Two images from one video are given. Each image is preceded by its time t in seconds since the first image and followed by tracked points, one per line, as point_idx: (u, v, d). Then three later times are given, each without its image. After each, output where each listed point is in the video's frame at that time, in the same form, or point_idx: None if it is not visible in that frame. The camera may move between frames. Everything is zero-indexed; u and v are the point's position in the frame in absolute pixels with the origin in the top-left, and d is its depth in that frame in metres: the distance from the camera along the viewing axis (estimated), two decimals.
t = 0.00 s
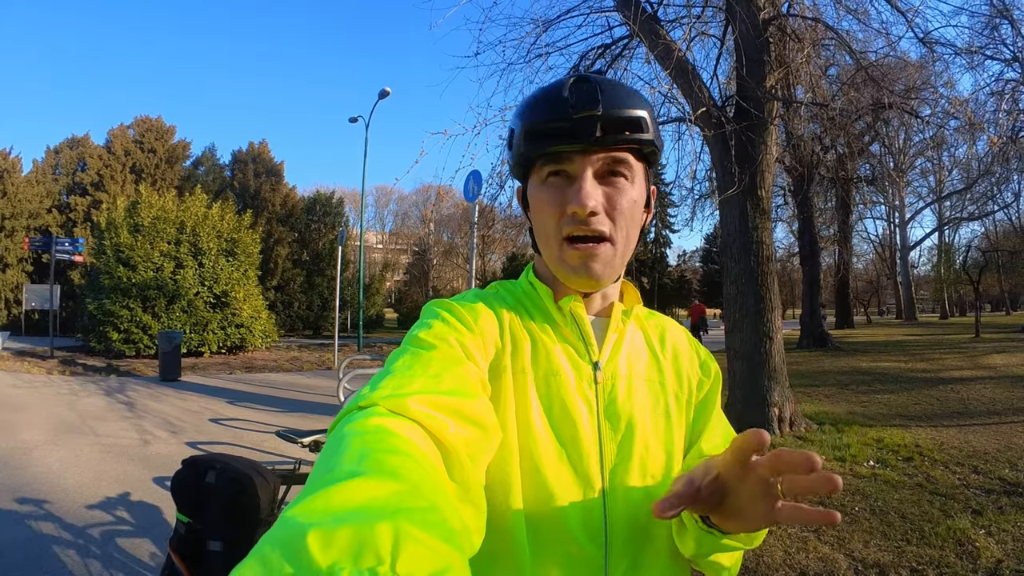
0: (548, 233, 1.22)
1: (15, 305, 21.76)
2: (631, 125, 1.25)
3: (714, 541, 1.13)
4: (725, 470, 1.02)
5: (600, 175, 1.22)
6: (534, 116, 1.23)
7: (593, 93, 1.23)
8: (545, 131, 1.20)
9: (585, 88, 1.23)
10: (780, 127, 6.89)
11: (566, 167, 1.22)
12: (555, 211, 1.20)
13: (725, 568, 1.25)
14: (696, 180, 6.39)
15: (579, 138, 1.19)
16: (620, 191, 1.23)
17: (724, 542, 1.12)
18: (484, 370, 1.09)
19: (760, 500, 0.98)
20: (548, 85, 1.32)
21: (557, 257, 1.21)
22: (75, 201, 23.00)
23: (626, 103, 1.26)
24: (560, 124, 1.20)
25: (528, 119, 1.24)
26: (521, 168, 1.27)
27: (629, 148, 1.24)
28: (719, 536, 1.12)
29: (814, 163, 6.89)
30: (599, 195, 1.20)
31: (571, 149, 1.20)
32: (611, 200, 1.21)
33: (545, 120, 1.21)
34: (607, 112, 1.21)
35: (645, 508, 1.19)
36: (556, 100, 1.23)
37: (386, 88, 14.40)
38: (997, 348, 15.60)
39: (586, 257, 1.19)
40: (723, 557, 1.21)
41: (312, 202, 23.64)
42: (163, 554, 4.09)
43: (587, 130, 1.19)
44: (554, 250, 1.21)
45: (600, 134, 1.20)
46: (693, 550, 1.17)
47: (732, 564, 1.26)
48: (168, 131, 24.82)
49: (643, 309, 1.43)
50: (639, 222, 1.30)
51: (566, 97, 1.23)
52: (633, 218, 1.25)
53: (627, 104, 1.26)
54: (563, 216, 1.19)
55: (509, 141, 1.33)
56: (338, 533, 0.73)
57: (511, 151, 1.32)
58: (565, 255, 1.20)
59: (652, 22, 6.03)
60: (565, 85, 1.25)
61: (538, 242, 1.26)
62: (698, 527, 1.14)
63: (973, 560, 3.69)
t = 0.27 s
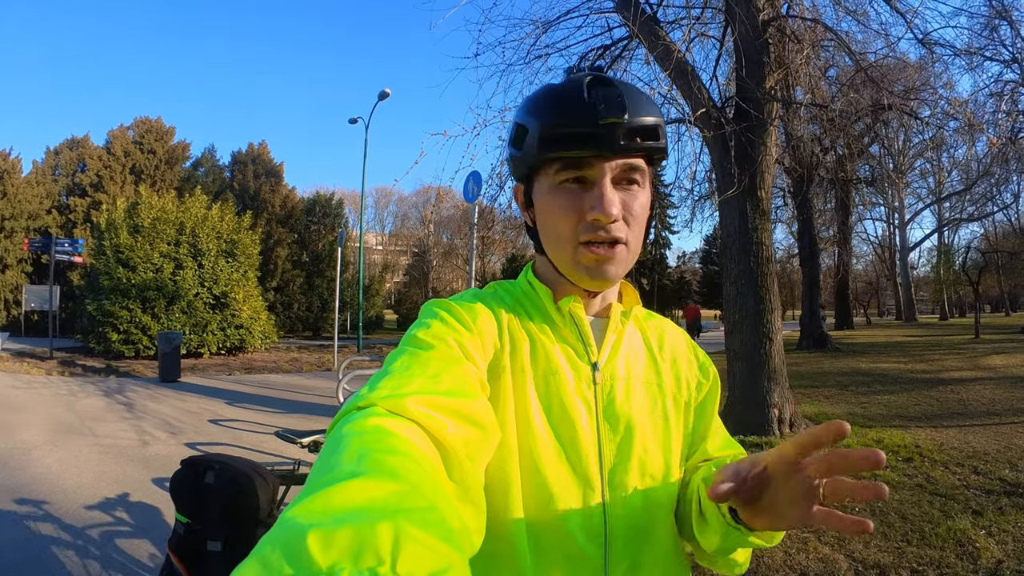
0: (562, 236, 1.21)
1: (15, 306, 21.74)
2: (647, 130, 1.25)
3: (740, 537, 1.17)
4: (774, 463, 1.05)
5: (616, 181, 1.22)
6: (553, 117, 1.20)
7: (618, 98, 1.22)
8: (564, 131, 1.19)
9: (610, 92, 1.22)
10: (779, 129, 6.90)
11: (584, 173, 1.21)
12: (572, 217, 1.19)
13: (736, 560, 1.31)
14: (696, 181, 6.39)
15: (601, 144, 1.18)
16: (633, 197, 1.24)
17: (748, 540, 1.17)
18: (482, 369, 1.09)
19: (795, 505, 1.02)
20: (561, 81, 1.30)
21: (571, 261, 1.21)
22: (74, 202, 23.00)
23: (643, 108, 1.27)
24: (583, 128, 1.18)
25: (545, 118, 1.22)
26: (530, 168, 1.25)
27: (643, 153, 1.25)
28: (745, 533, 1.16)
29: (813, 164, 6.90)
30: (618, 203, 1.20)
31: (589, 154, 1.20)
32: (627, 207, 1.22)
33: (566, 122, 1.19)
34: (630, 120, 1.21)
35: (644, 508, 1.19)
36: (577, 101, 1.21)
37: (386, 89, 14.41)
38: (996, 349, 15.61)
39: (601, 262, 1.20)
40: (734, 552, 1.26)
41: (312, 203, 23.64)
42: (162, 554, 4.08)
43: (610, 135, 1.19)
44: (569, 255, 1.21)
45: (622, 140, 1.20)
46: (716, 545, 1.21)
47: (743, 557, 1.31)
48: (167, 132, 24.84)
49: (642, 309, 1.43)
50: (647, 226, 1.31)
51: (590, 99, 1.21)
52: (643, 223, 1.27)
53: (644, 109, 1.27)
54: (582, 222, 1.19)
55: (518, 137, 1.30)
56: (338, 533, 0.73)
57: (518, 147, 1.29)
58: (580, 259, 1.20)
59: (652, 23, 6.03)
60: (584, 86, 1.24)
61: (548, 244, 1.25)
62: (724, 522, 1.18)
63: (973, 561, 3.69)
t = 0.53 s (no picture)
0: (548, 240, 1.21)
1: (16, 307, 21.78)
2: (629, 129, 1.25)
3: (758, 494, 1.26)
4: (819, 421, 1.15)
5: (600, 181, 1.23)
6: (531, 121, 1.21)
7: (594, 98, 1.22)
8: (543, 135, 1.19)
9: (586, 92, 1.21)
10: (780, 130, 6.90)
11: (566, 174, 1.21)
12: (557, 219, 1.19)
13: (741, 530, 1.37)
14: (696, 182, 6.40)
15: (580, 145, 1.18)
16: (618, 197, 1.24)
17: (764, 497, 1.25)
18: (474, 368, 1.09)
19: (829, 458, 1.12)
20: (542, 85, 1.30)
21: (557, 264, 1.21)
22: (76, 203, 23.05)
23: (624, 108, 1.26)
24: (562, 130, 1.19)
25: (525, 122, 1.23)
26: (515, 173, 1.26)
27: (625, 152, 1.24)
28: (764, 490, 1.25)
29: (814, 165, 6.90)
30: (602, 202, 1.20)
31: (570, 156, 1.20)
32: (612, 207, 1.22)
33: (544, 125, 1.20)
34: (608, 118, 1.21)
35: (636, 504, 1.20)
36: (555, 103, 1.22)
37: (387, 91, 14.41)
38: (997, 350, 15.57)
39: (587, 263, 1.19)
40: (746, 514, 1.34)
41: (313, 204, 23.66)
42: (163, 554, 4.09)
43: (589, 135, 1.19)
44: (554, 256, 1.21)
45: (602, 140, 1.20)
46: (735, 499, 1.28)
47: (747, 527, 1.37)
48: (169, 133, 24.89)
49: (635, 307, 1.43)
50: (636, 226, 1.31)
51: (568, 100, 1.21)
52: (632, 222, 1.27)
53: (626, 108, 1.26)
54: (565, 225, 1.19)
55: (502, 143, 1.31)
56: (328, 532, 0.73)
57: (503, 153, 1.31)
58: (565, 261, 1.20)
59: (652, 24, 6.03)
60: (562, 88, 1.24)
61: (536, 247, 1.25)
62: (748, 479, 1.26)
63: (973, 561, 3.69)
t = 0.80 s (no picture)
0: (539, 250, 1.22)
1: (20, 307, 21.84)
2: (619, 136, 1.24)
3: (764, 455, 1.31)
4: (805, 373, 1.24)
5: (591, 191, 1.23)
6: (520, 132, 1.21)
7: (584, 107, 1.19)
8: (532, 147, 1.19)
9: (574, 101, 1.20)
10: (782, 130, 6.91)
11: (556, 186, 1.21)
12: (548, 231, 1.20)
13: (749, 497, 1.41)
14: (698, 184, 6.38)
15: (570, 156, 1.18)
16: (610, 206, 1.24)
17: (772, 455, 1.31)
18: (468, 371, 1.09)
19: (821, 401, 1.21)
20: (530, 91, 1.29)
21: (549, 274, 1.22)
22: (79, 204, 23.12)
23: (615, 115, 1.25)
24: (551, 141, 1.18)
25: (514, 133, 1.22)
26: (507, 182, 1.26)
27: (616, 162, 1.24)
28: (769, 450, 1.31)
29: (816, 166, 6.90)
30: (593, 212, 1.20)
31: (561, 167, 1.19)
32: (603, 216, 1.22)
33: (532, 137, 1.19)
34: (597, 128, 1.19)
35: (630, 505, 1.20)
36: (544, 112, 1.20)
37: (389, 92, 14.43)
38: (1001, 351, 15.52)
39: (579, 272, 1.20)
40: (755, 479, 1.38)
41: (316, 205, 23.72)
42: (164, 554, 4.09)
43: (578, 146, 1.18)
44: (546, 265, 1.21)
45: (592, 150, 1.19)
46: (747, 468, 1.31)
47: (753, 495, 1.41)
48: (172, 134, 24.96)
49: (629, 309, 1.43)
50: (629, 232, 1.31)
51: (555, 110, 1.20)
52: (625, 229, 1.27)
53: (616, 115, 1.25)
54: (556, 237, 1.19)
55: (492, 152, 1.32)
56: (318, 531, 0.73)
57: (493, 162, 1.31)
58: (558, 271, 1.20)
59: (653, 25, 6.04)
60: (550, 97, 1.23)
61: (529, 257, 1.26)
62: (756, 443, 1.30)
63: (975, 564, 3.68)
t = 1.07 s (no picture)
0: (535, 247, 1.21)
1: (24, 308, 21.92)
2: (610, 129, 1.24)
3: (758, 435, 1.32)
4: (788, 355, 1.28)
5: (584, 184, 1.23)
6: (510, 126, 1.20)
7: (573, 100, 1.20)
8: (522, 140, 1.18)
9: (564, 94, 1.20)
10: (784, 129, 6.90)
11: (548, 179, 1.21)
12: (542, 227, 1.20)
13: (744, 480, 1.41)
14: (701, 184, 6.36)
15: (561, 148, 1.17)
16: (602, 199, 1.24)
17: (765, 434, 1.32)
18: (464, 367, 1.09)
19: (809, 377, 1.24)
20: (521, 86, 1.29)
21: (547, 272, 1.21)
22: (83, 205, 23.21)
23: (605, 106, 1.25)
24: (541, 135, 1.18)
25: (504, 128, 1.22)
26: (498, 179, 1.26)
27: (607, 153, 1.24)
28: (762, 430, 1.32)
29: (819, 166, 6.87)
30: (585, 206, 1.20)
31: (552, 160, 1.19)
32: (596, 209, 1.22)
33: (523, 129, 1.19)
34: (588, 120, 1.19)
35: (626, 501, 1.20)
36: (533, 106, 1.21)
37: (391, 92, 14.45)
38: (1005, 351, 15.46)
39: (574, 271, 1.20)
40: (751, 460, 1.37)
41: (319, 205, 23.76)
42: (166, 552, 4.10)
43: (570, 138, 1.18)
44: (540, 262, 1.21)
45: (582, 144, 1.19)
46: (743, 450, 1.32)
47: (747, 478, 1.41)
48: (175, 135, 25.03)
49: (624, 303, 1.43)
50: (622, 227, 1.31)
51: (544, 103, 1.20)
52: (617, 222, 1.27)
53: (606, 107, 1.25)
54: (551, 232, 1.19)
55: (482, 149, 1.31)
56: (315, 528, 0.73)
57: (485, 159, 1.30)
58: (555, 269, 1.20)
59: (654, 24, 6.03)
60: (539, 90, 1.23)
61: (524, 255, 1.25)
62: (748, 425, 1.30)
63: (977, 565, 3.66)
